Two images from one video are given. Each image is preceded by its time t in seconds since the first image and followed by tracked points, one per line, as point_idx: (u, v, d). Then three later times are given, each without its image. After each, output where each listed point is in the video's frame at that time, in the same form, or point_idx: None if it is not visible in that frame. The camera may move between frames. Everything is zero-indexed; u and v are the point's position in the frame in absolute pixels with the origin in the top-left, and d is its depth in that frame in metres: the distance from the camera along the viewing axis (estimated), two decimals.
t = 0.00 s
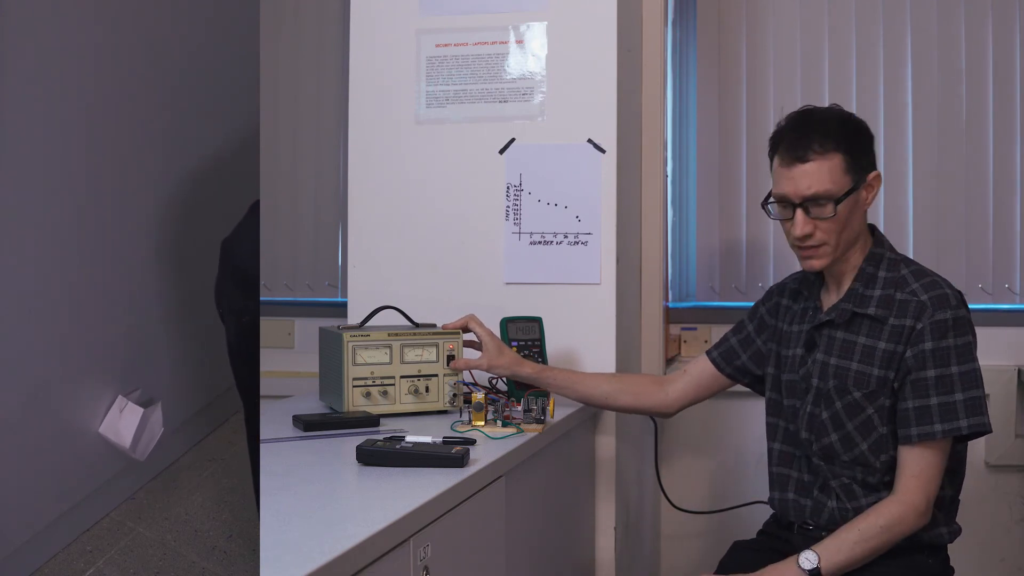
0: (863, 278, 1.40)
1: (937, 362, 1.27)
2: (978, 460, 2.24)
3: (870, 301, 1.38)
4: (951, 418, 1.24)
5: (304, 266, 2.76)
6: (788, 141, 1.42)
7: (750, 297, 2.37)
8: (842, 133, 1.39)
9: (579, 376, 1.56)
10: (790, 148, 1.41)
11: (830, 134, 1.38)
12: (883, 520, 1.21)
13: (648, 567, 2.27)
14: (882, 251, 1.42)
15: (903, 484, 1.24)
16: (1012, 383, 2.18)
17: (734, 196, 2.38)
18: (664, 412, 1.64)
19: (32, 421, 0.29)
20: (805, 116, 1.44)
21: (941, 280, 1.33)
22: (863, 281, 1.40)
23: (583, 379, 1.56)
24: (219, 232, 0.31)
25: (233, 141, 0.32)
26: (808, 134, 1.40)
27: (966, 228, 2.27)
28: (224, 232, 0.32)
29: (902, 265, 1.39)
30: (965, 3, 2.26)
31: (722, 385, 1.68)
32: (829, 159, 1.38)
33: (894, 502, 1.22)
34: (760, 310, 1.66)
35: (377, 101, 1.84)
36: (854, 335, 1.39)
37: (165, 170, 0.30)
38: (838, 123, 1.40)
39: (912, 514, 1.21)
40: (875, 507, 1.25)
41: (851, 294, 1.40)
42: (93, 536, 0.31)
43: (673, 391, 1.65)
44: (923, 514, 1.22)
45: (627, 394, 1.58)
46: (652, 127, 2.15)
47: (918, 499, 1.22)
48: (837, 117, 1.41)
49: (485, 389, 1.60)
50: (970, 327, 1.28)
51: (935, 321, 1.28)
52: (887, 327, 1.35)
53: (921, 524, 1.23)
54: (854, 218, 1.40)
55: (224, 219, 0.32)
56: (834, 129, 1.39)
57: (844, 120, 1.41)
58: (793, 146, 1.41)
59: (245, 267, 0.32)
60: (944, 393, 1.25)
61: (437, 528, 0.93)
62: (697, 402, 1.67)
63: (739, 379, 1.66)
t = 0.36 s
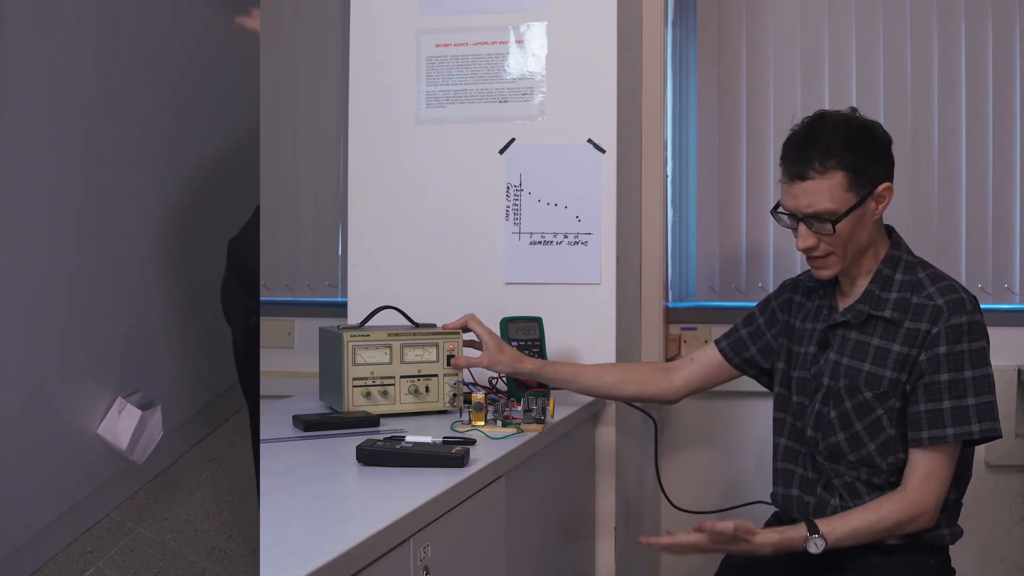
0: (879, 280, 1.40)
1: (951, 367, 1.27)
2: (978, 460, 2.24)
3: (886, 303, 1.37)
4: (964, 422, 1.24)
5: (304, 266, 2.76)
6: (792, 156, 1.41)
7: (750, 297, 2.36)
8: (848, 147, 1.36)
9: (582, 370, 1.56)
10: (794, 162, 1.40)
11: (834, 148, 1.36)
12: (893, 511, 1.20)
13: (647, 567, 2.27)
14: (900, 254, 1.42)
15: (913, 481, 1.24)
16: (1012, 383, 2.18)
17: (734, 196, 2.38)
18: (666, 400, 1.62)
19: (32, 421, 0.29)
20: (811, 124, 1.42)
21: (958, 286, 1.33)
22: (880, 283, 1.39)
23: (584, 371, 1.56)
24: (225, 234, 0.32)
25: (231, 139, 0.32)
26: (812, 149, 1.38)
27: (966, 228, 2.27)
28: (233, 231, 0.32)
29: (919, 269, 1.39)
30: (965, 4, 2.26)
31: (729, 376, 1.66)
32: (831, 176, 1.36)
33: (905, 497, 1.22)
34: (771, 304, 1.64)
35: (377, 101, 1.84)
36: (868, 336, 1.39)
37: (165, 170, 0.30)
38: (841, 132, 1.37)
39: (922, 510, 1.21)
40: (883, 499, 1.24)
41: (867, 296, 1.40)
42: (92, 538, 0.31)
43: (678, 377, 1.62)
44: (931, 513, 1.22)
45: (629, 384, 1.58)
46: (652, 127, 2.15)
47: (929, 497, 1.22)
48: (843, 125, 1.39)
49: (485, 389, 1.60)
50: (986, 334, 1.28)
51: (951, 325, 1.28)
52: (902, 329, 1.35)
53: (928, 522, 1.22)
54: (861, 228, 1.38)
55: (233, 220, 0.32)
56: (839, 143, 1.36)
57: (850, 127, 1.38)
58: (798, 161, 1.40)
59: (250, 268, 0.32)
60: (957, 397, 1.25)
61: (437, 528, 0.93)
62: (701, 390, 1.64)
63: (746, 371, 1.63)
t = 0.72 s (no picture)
0: (881, 281, 1.39)
1: (953, 369, 1.26)
2: (978, 460, 2.24)
3: (888, 305, 1.37)
4: (965, 425, 1.23)
5: (303, 266, 2.76)
6: (796, 152, 1.41)
7: (750, 297, 2.36)
8: (851, 145, 1.36)
9: (582, 370, 1.56)
10: (797, 158, 1.40)
11: (838, 146, 1.36)
12: (896, 520, 1.20)
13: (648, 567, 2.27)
14: (902, 255, 1.41)
15: (914, 486, 1.24)
16: (1012, 383, 2.18)
17: (734, 196, 2.38)
18: (666, 401, 1.62)
19: (32, 421, 0.29)
20: (819, 121, 1.41)
21: (960, 287, 1.33)
22: (881, 284, 1.39)
23: (584, 372, 1.56)
24: (231, 238, 0.32)
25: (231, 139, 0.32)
26: (816, 146, 1.38)
27: (966, 228, 2.27)
28: (239, 235, 0.33)
29: (920, 270, 1.39)
30: (965, 4, 2.26)
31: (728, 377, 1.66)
32: (833, 174, 1.36)
33: (907, 504, 1.22)
34: (771, 304, 1.64)
35: (377, 101, 1.84)
36: (869, 338, 1.39)
37: (166, 170, 0.30)
38: (847, 132, 1.37)
39: (923, 516, 1.21)
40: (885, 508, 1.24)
41: (869, 297, 1.40)
42: (93, 537, 0.31)
43: (678, 379, 1.62)
44: (933, 518, 1.22)
45: (629, 384, 1.58)
46: (652, 127, 2.15)
47: (929, 501, 1.22)
48: (849, 125, 1.38)
49: (485, 389, 1.60)
50: (988, 335, 1.28)
51: (953, 327, 1.27)
52: (904, 331, 1.35)
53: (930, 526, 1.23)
54: (861, 229, 1.38)
55: (237, 225, 0.33)
56: (843, 141, 1.36)
57: (856, 127, 1.38)
58: (801, 157, 1.40)
59: (252, 270, 0.33)
60: (959, 399, 1.25)
61: (437, 528, 0.93)
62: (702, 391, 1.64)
63: (746, 371, 1.64)
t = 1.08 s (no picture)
0: (880, 283, 1.39)
1: (952, 375, 1.26)
2: (977, 461, 2.24)
3: (887, 307, 1.37)
4: (964, 431, 1.24)
5: (304, 266, 2.76)
6: (790, 142, 1.43)
7: (750, 297, 2.36)
8: (842, 140, 1.37)
9: (582, 371, 1.56)
10: (790, 147, 1.43)
11: (828, 139, 1.38)
12: (895, 527, 1.21)
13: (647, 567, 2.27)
14: (901, 256, 1.41)
15: (914, 491, 1.25)
16: (1012, 383, 2.18)
17: (734, 195, 2.38)
18: (665, 401, 1.62)
19: (32, 419, 0.29)
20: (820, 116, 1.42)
21: (960, 290, 1.32)
22: (881, 286, 1.39)
23: (584, 373, 1.56)
24: (230, 238, 0.32)
25: (231, 141, 0.32)
26: (807, 137, 1.40)
27: (966, 228, 2.27)
28: (237, 234, 0.32)
29: (920, 272, 1.38)
30: (965, 4, 2.26)
31: (728, 375, 1.66)
32: (819, 166, 1.38)
33: (907, 510, 1.23)
34: (770, 303, 1.64)
35: (377, 101, 1.84)
36: (868, 340, 1.39)
37: (165, 170, 0.30)
38: (842, 127, 1.38)
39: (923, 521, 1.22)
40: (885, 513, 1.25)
41: (868, 299, 1.39)
42: (93, 537, 0.31)
43: (678, 379, 1.63)
44: (933, 523, 1.23)
45: (630, 385, 1.58)
46: (652, 127, 2.15)
47: (929, 506, 1.23)
48: (846, 122, 1.38)
49: (485, 389, 1.60)
50: (987, 340, 1.28)
51: (953, 332, 1.27)
52: (903, 334, 1.34)
53: (930, 531, 1.23)
54: (845, 227, 1.38)
55: (238, 224, 0.32)
56: (834, 135, 1.37)
57: (854, 124, 1.38)
58: (794, 147, 1.42)
59: (251, 268, 0.32)
60: (958, 405, 1.25)
61: (437, 528, 0.93)
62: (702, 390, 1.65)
63: (745, 371, 1.64)
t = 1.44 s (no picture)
0: (883, 285, 1.38)
1: (956, 381, 1.26)
2: (978, 461, 2.24)
3: (889, 310, 1.36)
4: (967, 438, 1.24)
5: (304, 266, 2.76)
6: (792, 143, 1.43)
7: (750, 297, 2.36)
8: (845, 141, 1.37)
9: (598, 370, 1.57)
10: (793, 148, 1.43)
11: (830, 140, 1.38)
12: (895, 531, 1.22)
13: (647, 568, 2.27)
14: (903, 258, 1.40)
15: (915, 495, 1.25)
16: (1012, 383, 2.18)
17: (734, 195, 2.38)
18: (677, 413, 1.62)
19: (32, 419, 0.29)
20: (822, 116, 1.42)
21: (963, 293, 1.32)
22: (883, 289, 1.38)
23: (600, 373, 1.57)
24: (229, 239, 0.32)
25: (231, 142, 0.32)
26: (809, 137, 1.40)
27: (966, 228, 2.27)
28: (235, 234, 0.32)
29: (922, 274, 1.38)
30: (965, 4, 2.26)
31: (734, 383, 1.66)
32: (822, 167, 1.38)
33: (908, 514, 1.23)
34: (770, 304, 1.63)
35: (378, 101, 1.84)
36: (869, 343, 1.39)
37: (166, 170, 0.30)
38: (845, 128, 1.38)
39: (924, 525, 1.22)
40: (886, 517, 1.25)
41: (870, 302, 1.38)
42: (93, 537, 0.31)
43: (686, 390, 1.63)
44: (933, 527, 1.23)
45: (643, 392, 1.58)
46: (652, 127, 2.15)
47: (930, 510, 1.23)
48: (849, 122, 1.38)
49: (485, 389, 1.60)
50: (990, 345, 1.28)
51: (956, 338, 1.27)
52: (905, 338, 1.34)
53: (930, 535, 1.24)
54: (848, 228, 1.38)
55: (239, 222, 0.33)
56: (837, 136, 1.37)
57: (857, 124, 1.38)
58: (795, 148, 1.42)
59: (251, 269, 0.32)
60: (961, 412, 1.25)
61: (437, 528, 0.93)
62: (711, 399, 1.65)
63: (747, 375, 1.63)
